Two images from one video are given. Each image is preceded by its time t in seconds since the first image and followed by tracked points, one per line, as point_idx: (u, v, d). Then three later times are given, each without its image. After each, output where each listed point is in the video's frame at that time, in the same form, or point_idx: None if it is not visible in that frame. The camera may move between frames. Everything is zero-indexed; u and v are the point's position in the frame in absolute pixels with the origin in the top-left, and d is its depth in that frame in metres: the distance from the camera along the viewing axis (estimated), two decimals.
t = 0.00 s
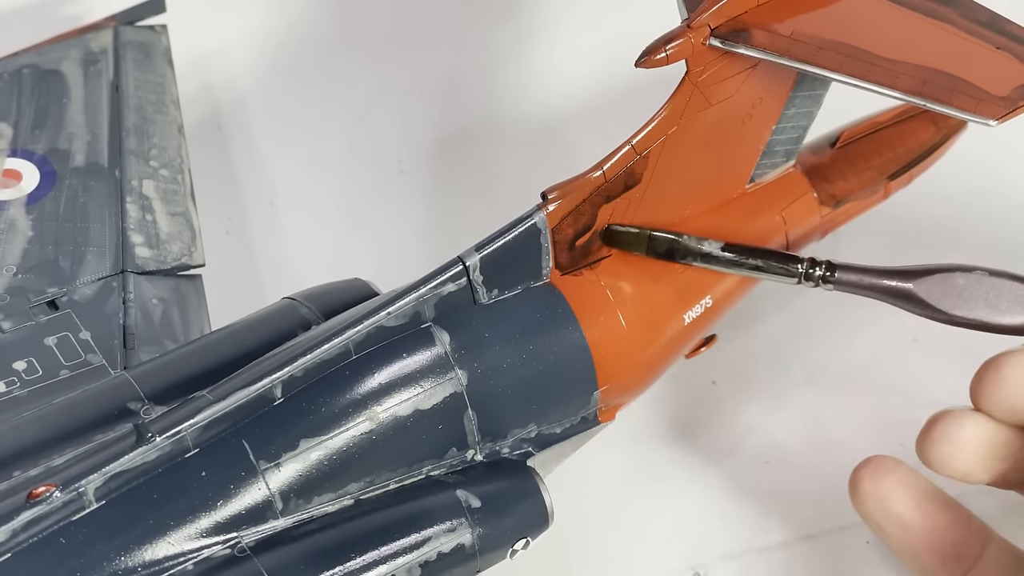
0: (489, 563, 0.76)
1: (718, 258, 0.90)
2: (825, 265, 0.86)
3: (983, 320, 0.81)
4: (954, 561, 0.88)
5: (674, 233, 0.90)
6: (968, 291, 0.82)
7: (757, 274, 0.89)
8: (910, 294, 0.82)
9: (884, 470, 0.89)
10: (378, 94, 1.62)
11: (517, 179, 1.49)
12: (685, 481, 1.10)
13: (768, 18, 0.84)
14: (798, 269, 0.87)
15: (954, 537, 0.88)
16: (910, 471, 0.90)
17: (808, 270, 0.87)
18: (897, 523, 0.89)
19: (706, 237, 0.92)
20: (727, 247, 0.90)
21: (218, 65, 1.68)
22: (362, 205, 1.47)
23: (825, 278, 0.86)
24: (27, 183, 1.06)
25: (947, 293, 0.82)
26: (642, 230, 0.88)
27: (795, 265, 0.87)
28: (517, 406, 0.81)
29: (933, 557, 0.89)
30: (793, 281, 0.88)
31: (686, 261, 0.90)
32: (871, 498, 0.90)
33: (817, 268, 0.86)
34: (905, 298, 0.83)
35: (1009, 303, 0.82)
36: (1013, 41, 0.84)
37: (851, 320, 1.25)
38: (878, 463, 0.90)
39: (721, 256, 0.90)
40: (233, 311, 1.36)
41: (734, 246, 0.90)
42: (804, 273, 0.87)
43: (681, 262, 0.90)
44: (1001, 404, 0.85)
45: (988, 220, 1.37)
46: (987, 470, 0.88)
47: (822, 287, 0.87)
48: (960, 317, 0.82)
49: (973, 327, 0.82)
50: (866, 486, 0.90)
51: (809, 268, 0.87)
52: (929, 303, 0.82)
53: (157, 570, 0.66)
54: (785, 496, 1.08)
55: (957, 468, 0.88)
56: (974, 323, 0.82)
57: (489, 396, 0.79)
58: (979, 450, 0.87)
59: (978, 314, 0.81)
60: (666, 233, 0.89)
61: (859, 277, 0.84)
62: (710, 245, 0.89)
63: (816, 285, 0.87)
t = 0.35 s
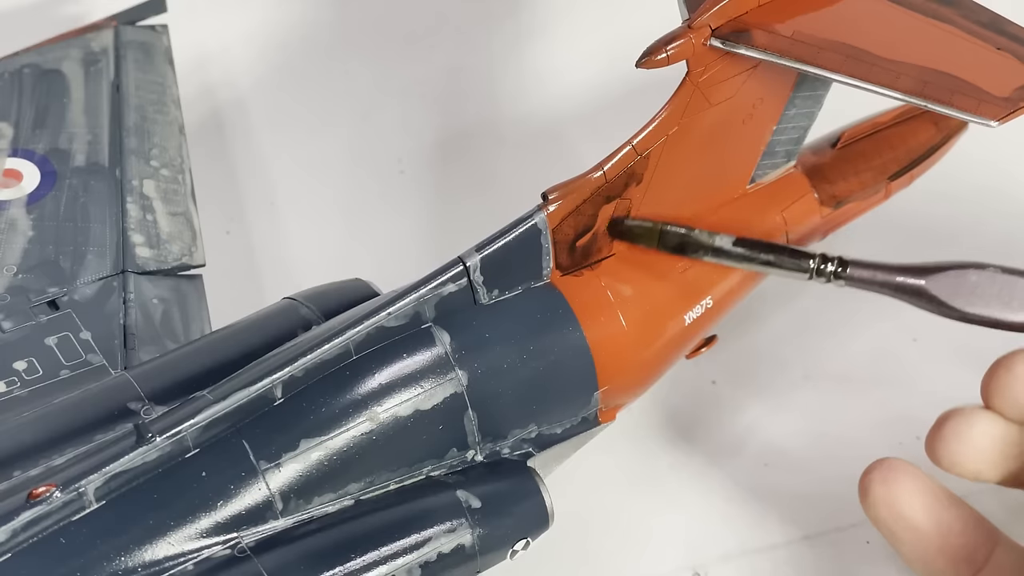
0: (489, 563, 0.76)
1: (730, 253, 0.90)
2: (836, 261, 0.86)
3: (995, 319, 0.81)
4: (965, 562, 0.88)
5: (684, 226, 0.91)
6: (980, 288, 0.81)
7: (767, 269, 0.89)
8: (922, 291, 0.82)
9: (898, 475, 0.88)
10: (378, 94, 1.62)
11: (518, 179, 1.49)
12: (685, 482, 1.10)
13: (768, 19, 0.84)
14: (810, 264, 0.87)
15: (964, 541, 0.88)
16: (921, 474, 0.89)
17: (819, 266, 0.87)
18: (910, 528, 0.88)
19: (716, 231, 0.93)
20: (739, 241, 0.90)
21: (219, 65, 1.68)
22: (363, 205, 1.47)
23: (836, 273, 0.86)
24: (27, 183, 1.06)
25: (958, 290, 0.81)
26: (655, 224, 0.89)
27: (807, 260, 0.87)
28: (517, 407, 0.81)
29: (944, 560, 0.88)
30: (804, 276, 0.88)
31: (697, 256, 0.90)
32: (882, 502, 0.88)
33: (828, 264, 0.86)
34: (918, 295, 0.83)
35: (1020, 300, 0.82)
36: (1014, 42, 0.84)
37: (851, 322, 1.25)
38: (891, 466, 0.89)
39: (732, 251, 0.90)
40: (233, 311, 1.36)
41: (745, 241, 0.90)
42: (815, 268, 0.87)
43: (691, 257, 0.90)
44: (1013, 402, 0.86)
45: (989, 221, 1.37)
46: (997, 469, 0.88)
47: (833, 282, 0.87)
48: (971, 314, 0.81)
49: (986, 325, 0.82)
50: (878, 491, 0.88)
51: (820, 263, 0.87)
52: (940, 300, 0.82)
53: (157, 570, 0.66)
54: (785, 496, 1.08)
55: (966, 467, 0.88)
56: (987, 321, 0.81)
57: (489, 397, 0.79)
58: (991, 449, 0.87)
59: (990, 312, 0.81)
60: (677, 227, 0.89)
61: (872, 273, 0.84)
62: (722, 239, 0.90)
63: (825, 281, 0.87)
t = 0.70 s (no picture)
0: (488, 565, 0.76)
1: (715, 242, 0.89)
2: (822, 251, 0.86)
3: (979, 311, 0.82)
4: (954, 562, 0.87)
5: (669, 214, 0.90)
6: (966, 281, 0.82)
7: (753, 258, 0.89)
8: (909, 283, 0.83)
9: (884, 472, 0.88)
10: (378, 95, 1.62)
11: (517, 180, 1.49)
12: (684, 482, 1.10)
13: (768, 20, 0.84)
14: (795, 254, 0.87)
15: (952, 538, 0.88)
16: (908, 471, 0.89)
17: (805, 256, 0.87)
18: (897, 527, 0.88)
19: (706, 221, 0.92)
20: (725, 230, 0.89)
21: (219, 66, 1.69)
22: (363, 206, 1.47)
23: (822, 263, 0.86)
24: (27, 184, 1.06)
25: (944, 281, 0.82)
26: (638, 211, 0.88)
27: (792, 251, 0.87)
28: (517, 408, 0.81)
29: (932, 560, 0.88)
30: (790, 265, 0.88)
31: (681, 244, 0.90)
32: (871, 500, 0.88)
33: (815, 254, 0.86)
34: (905, 287, 0.83)
35: (1006, 293, 0.82)
36: (1013, 44, 0.85)
37: (851, 323, 1.25)
38: (877, 464, 0.89)
39: (718, 240, 0.89)
40: (233, 312, 1.36)
41: (731, 230, 0.89)
42: (801, 258, 0.87)
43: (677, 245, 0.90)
44: (995, 393, 0.85)
45: (988, 222, 1.37)
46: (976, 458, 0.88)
47: (819, 272, 0.87)
48: (956, 305, 0.82)
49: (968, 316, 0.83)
50: (864, 488, 0.89)
51: (806, 254, 0.86)
52: (926, 292, 0.83)
53: (157, 571, 0.66)
54: (784, 497, 1.08)
55: (946, 454, 0.88)
56: (971, 313, 0.82)
57: (489, 398, 0.79)
58: (971, 439, 0.87)
59: (974, 303, 0.82)
60: (662, 215, 0.89)
61: (857, 264, 0.84)
62: (708, 227, 0.89)
63: (814, 271, 0.87)
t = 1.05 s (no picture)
0: (487, 567, 0.76)
1: (715, 253, 0.89)
2: (823, 260, 0.85)
3: (982, 317, 0.80)
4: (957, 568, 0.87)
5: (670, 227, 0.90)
6: (967, 286, 0.81)
7: (755, 268, 0.88)
8: (909, 291, 0.81)
9: (887, 478, 0.88)
10: (378, 97, 1.62)
11: (517, 183, 1.49)
12: (683, 486, 1.10)
13: (768, 23, 0.84)
14: (795, 264, 0.86)
15: (955, 544, 0.87)
16: (911, 478, 0.89)
17: (806, 265, 0.86)
18: (900, 533, 0.88)
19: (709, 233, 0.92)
20: (726, 241, 0.89)
21: (219, 68, 1.69)
22: (362, 208, 1.47)
23: (823, 273, 0.85)
24: (26, 186, 1.06)
25: (944, 288, 0.81)
26: (640, 225, 0.88)
27: (793, 260, 0.87)
28: (516, 410, 0.81)
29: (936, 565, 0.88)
30: (792, 275, 0.87)
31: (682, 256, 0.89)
32: (873, 507, 0.89)
33: (815, 263, 0.85)
34: (906, 296, 0.82)
35: (1006, 299, 0.81)
36: (1013, 46, 0.85)
37: (850, 326, 1.25)
38: (880, 470, 0.89)
39: (719, 251, 0.89)
40: (232, 314, 1.36)
41: (731, 240, 0.89)
42: (801, 268, 0.86)
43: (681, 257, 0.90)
44: (993, 400, 0.83)
45: (988, 225, 1.37)
46: (980, 468, 0.87)
47: (819, 282, 0.86)
48: (959, 313, 0.80)
49: (975, 324, 0.81)
50: (867, 495, 0.89)
51: (807, 263, 0.86)
52: (927, 300, 0.81)
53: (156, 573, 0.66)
54: (784, 500, 1.08)
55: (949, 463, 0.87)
56: (975, 320, 0.80)
57: (487, 400, 0.79)
58: (971, 448, 0.86)
59: (977, 310, 0.80)
60: (663, 228, 0.89)
61: (858, 273, 0.83)
62: (709, 238, 0.89)
63: (813, 281, 0.86)
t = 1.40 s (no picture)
0: (486, 568, 0.76)
1: (708, 254, 0.89)
2: (815, 260, 0.86)
3: (972, 316, 0.81)
4: (948, 563, 0.87)
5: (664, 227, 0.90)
6: (959, 286, 0.81)
7: (746, 268, 0.89)
8: (902, 290, 0.82)
9: (880, 474, 0.89)
10: (377, 98, 1.62)
11: (516, 184, 1.49)
12: (682, 486, 1.10)
13: (767, 23, 0.84)
14: (788, 264, 0.87)
15: (948, 539, 0.87)
16: (905, 474, 0.90)
17: (798, 265, 0.87)
18: (891, 526, 0.89)
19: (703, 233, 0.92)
20: (717, 241, 0.89)
21: (217, 69, 1.69)
22: (361, 209, 1.47)
23: (815, 273, 0.86)
24: (24, 188, 1.06)
25: (937, 287, 0.81)
26: (632, 224, 0.88)
27: (785, 260, 0.87)
28: (515, 411, 0.81)
29: (924, 558, 0.88)
30: (783, 275, 0.88)
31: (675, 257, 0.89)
32: (866, 501, 0.89)
33: (807, 263, 0.86)
34: (898, 295, 0.83)
35: (1000, 299, 0.81)
36: (1011, 47, 0.85)
37: (850, 326, 1.25)
38: (873, 466, 0.90)
39: (712, 251, 0.89)
40: (231, 315, 1.36)
41: (723, 240, 0.89)
42: (794, 268, 0.87)
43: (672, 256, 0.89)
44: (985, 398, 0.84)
45: (988, 225, 1.37)
46: (975, 469, 0.88)
47: (811, 281, 0.87)
48: (950, 312, 0.81)
49: (967, 323, 0.82)
50: (860, 490, 0.90)
51: (799, 263, 0.87)
52: (920, 299, 0.82)
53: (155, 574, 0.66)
54: (784, 501, 1.08)
55: (943, 466, 0.88)
56: (964, 319, 0.81)
57: (486, 400, 0.79)
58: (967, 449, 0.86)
59: (968, 309, 0.81)
60: (655, 228, 0.88)
61: (851, 272, 0.85)
62: (701, 239, 0.89)
63: (806, 281, 0.87)
